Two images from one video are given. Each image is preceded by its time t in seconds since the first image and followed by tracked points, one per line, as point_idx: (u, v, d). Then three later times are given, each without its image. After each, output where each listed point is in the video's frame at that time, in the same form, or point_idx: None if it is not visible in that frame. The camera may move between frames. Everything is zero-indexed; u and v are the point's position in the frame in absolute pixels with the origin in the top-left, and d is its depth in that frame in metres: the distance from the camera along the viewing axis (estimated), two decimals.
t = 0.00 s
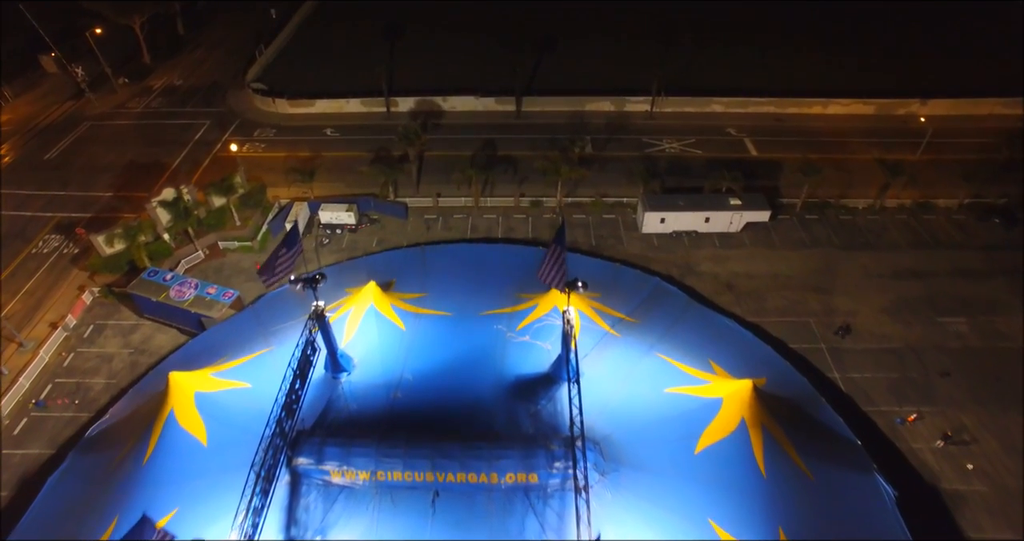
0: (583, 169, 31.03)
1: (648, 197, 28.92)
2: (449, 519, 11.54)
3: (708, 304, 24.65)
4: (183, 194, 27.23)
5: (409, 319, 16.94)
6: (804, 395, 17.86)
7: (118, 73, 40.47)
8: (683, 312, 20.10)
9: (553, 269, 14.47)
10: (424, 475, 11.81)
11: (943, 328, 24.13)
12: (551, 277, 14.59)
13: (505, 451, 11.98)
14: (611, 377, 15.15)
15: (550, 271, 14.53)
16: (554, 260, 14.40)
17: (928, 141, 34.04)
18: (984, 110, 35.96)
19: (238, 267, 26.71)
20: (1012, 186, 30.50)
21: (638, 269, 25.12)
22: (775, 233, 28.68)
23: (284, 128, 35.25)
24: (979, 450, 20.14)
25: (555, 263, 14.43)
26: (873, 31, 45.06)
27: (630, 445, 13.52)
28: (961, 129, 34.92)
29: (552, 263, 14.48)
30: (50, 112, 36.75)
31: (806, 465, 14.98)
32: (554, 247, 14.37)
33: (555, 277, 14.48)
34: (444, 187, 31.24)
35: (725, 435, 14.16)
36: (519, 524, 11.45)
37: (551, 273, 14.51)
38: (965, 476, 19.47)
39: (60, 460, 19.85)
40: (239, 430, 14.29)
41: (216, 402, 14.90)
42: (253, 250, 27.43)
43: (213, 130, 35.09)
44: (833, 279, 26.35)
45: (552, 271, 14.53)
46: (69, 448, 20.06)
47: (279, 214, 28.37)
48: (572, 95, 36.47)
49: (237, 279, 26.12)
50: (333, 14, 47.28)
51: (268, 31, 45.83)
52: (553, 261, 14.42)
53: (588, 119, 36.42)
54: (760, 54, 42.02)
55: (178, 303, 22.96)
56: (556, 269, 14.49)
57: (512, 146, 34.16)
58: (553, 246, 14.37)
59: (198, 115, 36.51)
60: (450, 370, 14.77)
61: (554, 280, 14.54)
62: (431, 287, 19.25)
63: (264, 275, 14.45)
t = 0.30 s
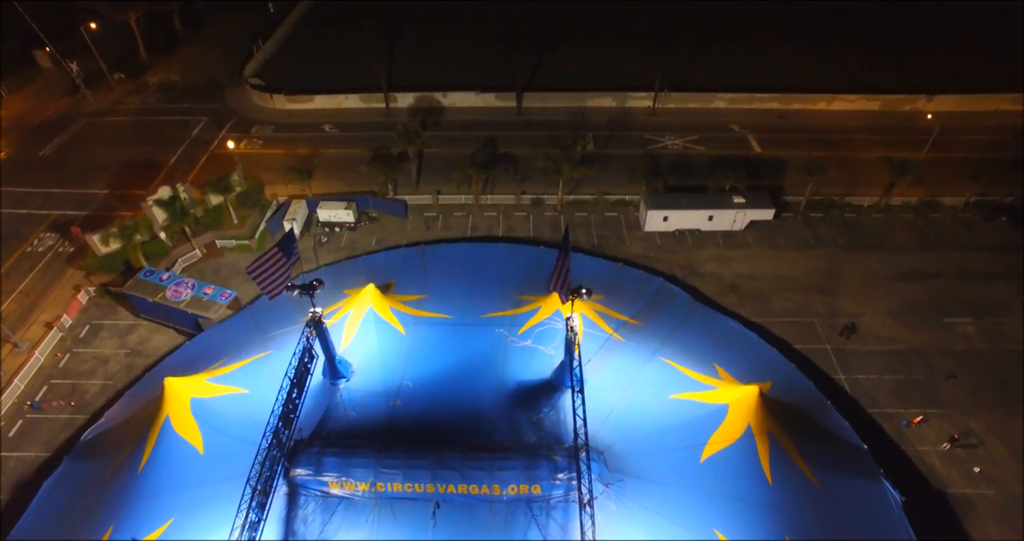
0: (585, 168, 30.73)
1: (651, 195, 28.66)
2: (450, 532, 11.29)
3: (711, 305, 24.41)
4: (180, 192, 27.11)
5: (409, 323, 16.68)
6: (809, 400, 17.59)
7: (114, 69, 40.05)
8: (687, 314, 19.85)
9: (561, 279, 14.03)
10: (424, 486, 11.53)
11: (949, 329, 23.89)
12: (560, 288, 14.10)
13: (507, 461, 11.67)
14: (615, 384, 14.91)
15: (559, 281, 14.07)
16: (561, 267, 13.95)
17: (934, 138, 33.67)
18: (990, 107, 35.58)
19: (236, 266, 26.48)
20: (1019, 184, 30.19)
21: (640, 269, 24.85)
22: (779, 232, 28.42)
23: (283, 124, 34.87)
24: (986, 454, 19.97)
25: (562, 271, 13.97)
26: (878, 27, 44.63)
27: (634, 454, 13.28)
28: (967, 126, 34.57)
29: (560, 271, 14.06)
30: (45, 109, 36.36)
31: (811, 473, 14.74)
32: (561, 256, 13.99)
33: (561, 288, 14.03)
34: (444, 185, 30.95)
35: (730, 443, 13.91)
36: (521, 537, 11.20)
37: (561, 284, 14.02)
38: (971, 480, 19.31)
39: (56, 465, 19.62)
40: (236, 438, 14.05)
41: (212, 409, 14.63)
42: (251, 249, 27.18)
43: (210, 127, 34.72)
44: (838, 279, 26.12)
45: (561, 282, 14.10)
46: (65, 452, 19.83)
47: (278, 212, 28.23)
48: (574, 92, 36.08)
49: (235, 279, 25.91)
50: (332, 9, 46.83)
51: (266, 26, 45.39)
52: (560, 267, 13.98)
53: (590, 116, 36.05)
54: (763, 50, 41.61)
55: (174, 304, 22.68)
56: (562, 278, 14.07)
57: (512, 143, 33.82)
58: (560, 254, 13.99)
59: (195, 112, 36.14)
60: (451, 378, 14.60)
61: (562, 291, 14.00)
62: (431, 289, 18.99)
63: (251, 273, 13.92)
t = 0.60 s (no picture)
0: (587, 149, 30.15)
1: (654, 177, 28.17)
2: (452, 530, 11.20)
3: (714, 290, 24.14)
4: (174, 175, 26.64)
5: (409, 312, 16.40)
6: (815, 389, 17.37)
7: (104, 46, 39.10)
8: (690, 301, 19.57)
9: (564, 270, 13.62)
10: (426, 484, 11.33)
11: (956, 315, 23.63)
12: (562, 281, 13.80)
13: (510, 458, 11.45)
14: (618, 376, 14.70)
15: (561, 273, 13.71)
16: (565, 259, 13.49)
17: (944, 118, 33.00)
18: (1002, 85, 34.84)
19: (233, 250, 26.11)
20: None
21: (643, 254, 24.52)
22: (784, 215, 27.99)
23: (279, 103, 34.15)
24: (990, 441, 19.88)
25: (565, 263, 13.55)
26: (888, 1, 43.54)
27: (638, 450, 13.10)
28: (978, 105, 33.89)
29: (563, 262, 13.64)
30: (35, 87, 35.56)
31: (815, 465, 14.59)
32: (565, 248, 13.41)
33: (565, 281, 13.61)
34: (444, 166, 30.42)
35: (735, 436, 13.72)
36: (524, 536, 11.08)
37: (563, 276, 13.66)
38: (975, 468, 19.23)
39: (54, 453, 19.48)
40: (235, 432, 13.87)
41: (208, 401, 14.37)
42: (248, 232, 26.79)
43: (205, 106, 34.00)
44: (843, 264, 25.77)
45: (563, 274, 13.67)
46: (64, 439, 19.71)
47: (275, 195, 27.93)
48: (577, 69, 35.27)
49: (231, 263, 25.57)
50: None
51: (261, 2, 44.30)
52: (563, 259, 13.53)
53: (593, 95, 35.30)
54: (770, 26, 40.64)
55: (170, 289, 22.34)
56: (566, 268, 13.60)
57: (514, 122, 33.16)
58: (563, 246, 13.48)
59: (189, 90, 35.36)
60: (452, 371, 14.41)
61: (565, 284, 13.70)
62: (431, 276, 18.66)
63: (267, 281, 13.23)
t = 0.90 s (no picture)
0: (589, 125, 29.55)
1: (657, 154, 27.67)
2: (454, 522, 11.11)
3: (717, 270, 23.88)
4: (168, 152, 26.21)
5: (409, 297, 16.14)
6: (818, 373, 17.19)
7: (93, 17, 38.06)
8: (694, 282, 19.29)
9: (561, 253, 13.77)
10: (427, 475, 11.20)
11: (961, 296, 23.42)
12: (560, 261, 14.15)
13: (512, 449, 11.32)
14: (622, 363, 14.51)
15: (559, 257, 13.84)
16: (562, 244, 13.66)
17: (955, 92, 32.28)
18: (1015, 58, 34.02)
19: (230, 229, 25.73)
20: None
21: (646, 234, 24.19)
22: (789, 193, 27.56)
23: (275, 77, 33.38)
24: (992, 424, 19.87)
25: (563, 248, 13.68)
26: None
27: (641, 439, 12.97)
28: (990, 79, 33.13)
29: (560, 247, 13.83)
30: (24, 60, 34.74)
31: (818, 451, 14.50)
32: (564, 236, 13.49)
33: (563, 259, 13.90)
34: (444, 142, 29.85)
35: (739, 424, 13.59)
36: (526, 528, 10.98)
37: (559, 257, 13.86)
38: (976, 450, 19.24)
39: (54, 436, 19.44)
40: (233, 420, 13.66)
41: (207, 388, 14.19)
42: (245, 210, 26.42)
43: (198, 80, 33.24)
44: (849, 244, 25.44)
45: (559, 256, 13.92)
46: (65, 422, 19.67)
47: (271, 172, 27.46)
48: (579, 42, 34.40)
49: (229, 242, 25.23)
50: None
51: None
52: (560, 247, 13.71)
53: (595, 68, 34.49)
54: None
55: (167, 271, 22.08)
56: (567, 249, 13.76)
57: (514, 97, 32.44)
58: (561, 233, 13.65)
59: (182, 64, 34.54)
60: (453, 358, 14.23)
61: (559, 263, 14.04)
62: (431, 257, 18.34)
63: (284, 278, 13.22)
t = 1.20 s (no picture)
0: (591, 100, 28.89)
1: (661, 130, 27.12)
2: (456, 514, 11.04)
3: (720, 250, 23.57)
4: (161, 129, 25.71)
5: (409, 280, 15.89)
6: (822, 356, 17.04)
7: None
8: (697, 264, 18.98)
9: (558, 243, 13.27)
10: (429, 466, 11.11)
11: (966, 277, 23.22)
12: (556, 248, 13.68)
13: (514, 441, 11.21)
14: (625, 349, 14.34)
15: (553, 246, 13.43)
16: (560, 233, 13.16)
17: (967, 65, 31.51)
18: None
19: (226, 207, 25.33)
20: None
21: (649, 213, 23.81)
22: (795, 170, 27.08)
23: (269, 49, 32.53)
24: (994, 406, 19.86)
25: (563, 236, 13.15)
26: None
27: (645, 428, 12.86)
28: (1004, 51, 32.29)
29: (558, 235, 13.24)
30: (11, 32, 33.86)
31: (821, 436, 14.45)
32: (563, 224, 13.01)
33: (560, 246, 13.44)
34: (443, 117, 29.22)
35: (743, 412, 13.46)
36: (529, 518, 10.93)
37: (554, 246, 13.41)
38: (977, 433, 19.27)
39: (55, 418, 19.40)
40: (232, 410, 13.48)
41: (205, 376, 14.03)
42: (241, 188, 25.97)
43: (190, 53, 32.39)
44: (855, 223, 25.09)
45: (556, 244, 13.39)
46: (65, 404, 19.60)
47: (267, 148, 26.92)
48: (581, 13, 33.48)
49: (226, 221, 24.87)
50: None
51: None
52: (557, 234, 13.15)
53: (598, 40, 33.59)
54: None
55: (163, 252, 21.77)
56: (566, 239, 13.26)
57: (515, 70, 31.64)
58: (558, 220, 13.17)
59: (173, 35, 33.63)
60: (454, 345, 14.04)
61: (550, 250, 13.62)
62: (431, 238, 18.00)
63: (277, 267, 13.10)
